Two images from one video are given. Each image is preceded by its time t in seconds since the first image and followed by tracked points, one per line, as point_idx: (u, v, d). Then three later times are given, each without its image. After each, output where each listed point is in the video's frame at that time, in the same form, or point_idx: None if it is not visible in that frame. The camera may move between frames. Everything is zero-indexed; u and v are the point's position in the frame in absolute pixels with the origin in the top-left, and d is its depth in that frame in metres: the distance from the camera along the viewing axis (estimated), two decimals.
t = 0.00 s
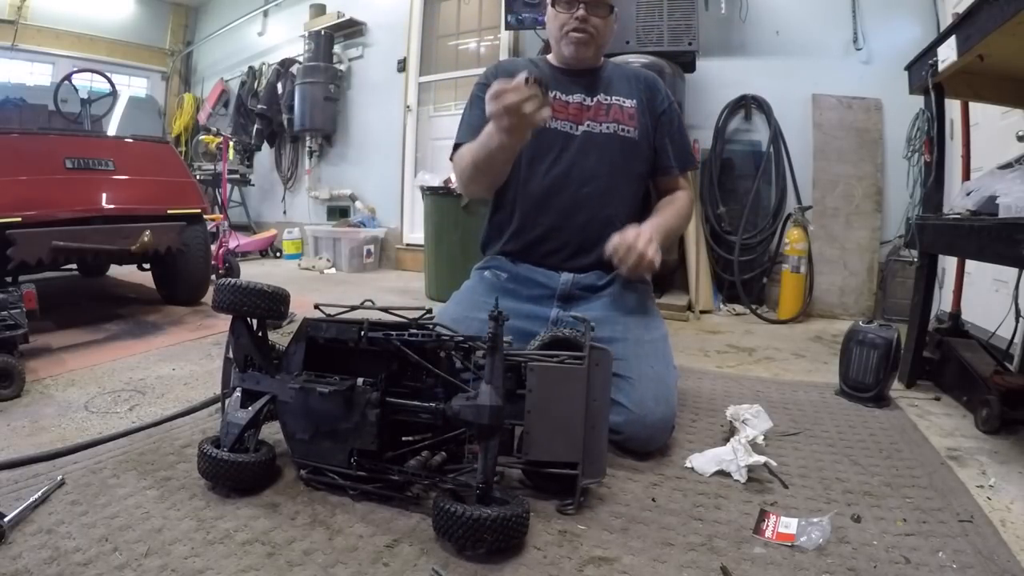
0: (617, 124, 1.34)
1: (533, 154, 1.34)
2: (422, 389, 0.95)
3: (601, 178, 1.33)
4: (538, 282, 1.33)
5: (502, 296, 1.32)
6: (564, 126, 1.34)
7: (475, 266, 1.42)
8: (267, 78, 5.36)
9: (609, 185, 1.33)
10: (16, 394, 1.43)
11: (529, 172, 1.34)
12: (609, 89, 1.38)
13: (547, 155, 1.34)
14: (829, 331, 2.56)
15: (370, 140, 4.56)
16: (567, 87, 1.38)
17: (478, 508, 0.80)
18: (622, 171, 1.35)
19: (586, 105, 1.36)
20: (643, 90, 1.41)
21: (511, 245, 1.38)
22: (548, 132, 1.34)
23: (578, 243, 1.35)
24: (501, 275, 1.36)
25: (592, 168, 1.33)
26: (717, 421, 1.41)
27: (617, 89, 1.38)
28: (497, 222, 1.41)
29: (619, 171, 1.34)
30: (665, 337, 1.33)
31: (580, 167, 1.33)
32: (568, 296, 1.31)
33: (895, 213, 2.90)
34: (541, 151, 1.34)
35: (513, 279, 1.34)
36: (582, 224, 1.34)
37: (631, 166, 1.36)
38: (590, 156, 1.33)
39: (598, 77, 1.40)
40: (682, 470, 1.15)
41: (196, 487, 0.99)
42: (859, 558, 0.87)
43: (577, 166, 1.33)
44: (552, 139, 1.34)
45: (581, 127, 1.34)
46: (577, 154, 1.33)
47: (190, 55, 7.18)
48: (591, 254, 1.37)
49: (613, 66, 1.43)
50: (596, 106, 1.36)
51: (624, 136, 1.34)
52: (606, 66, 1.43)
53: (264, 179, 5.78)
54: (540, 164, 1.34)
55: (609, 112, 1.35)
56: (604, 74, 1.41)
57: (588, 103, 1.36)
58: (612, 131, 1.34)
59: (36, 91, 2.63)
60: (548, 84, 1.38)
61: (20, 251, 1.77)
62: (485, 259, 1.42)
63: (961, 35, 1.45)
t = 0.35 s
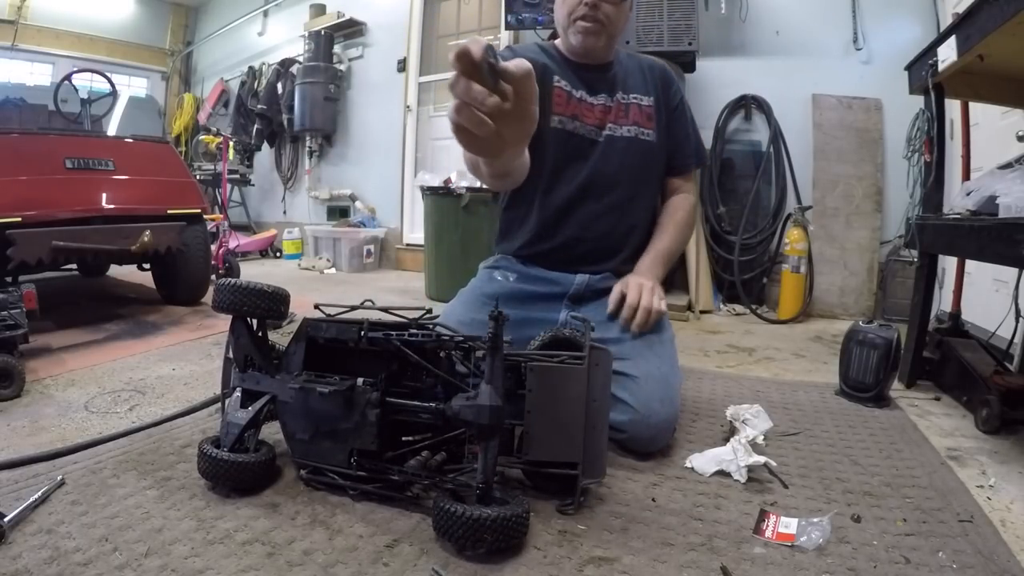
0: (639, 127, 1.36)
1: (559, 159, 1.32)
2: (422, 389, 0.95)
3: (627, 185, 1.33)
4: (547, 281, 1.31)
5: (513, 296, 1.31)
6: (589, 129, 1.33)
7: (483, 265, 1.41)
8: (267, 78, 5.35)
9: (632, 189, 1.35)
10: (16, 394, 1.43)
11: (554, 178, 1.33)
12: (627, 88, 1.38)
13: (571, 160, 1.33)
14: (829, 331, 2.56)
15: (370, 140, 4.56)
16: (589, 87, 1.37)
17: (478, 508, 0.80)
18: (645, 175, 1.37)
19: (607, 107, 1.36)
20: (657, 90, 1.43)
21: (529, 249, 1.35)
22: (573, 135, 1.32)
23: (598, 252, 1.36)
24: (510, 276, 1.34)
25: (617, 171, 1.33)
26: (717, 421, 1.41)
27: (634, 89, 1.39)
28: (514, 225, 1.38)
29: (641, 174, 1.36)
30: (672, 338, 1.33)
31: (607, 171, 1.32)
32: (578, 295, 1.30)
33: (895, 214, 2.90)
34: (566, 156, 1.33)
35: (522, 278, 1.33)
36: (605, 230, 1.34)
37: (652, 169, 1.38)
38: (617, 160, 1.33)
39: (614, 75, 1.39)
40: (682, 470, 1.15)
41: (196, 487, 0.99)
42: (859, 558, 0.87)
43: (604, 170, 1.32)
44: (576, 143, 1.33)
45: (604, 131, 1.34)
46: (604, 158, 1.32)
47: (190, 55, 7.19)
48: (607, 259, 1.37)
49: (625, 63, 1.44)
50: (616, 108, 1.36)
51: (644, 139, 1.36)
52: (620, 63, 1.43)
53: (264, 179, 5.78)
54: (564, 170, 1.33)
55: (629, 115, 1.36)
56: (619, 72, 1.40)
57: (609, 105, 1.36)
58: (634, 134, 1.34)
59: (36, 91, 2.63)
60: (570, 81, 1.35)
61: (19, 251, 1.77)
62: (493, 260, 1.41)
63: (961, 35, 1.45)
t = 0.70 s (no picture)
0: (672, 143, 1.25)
1: (585, 189, 1.24)
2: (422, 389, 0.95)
3: (655, 210, 1.31)
4: (561, 285, 1.33)
5: (527, 300, 1.31)
6: (619, 152, 1.22)
7: (494, 265, 1.45)
8: (267, 78, 5.36)
9: (658, 210, 1.32)
10: (16, 394, 1.43)
11: (579, 207, 1.27)
12: (661, 91, 1.24)
13: (599, 187, 1.25)
14: (829, 331, 2.56)
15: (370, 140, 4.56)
16: (620, 95, 1.21)
17: (478, 507, 0.80)
18: (673, 192, 1.31)
19: (640, 118, 1.23)
20: (693, 85, 1.30)
21: (548, 264, 1.36)
22: (603, 161, 1.21)
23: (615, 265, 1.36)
24: (523, 280, 1.36)
25: (644, 199, 1.28)
26: (717, 421, 1.41)
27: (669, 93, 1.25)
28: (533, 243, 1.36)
29: (668, 192, 1.31)
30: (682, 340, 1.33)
31: (635, 199, 1.27)
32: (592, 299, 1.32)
33: (895, 214, 2.90)
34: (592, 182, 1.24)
35: (535, 282, 1.34)
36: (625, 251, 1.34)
37: (680, 184, 1.32)
38: (646, 185, 1.27)
39: (649, 74, 1.24)
40: (682, 470, 1.15)
41: (196, 487, 0.99)
42: (859, 558, 0.87)
43: (630, 201, 1.27)
44: (605, 168, 1.23)
45: (635, 152, 1.23)
46: (632, 186, 1.25)
47: (190, 55, 7.19)
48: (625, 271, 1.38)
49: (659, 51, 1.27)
50: (649, 119, 1.23)
51: (677, 155, 1.27)
52: (654, 53, 1.26)
53: (264, 179, 5.78)
54: (590, 197, 1.26)
55: (663, 127, 1.24)
56: (654, 69, 1.24)
57: (642, 117, 1.23)
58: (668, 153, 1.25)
59: (36, 91, 2.63)
60: (600, 92, 1.19)
61: (19, 251, 1.77)
62: (505, 262, 1.43)
63: (961, 35, 1.45)
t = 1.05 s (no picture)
0: (677, 147, 1.24)
1: (587, 196, 1.23)
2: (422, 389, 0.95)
3: (657, 215, 1.31)
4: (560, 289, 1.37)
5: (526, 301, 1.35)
6: (623, 158, 1.20)
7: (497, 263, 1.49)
8: (267, 77, 5.36)
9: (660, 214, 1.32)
10: (16, 394, 1.43)
11: (580, 212, 1.26)
12: (667, 94, 1.21)
13: (601, 193, 1.24)
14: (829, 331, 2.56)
15: (370, 140, 4.56)
16: (624, 99, 1.18)
17: (478, 508, 0.80)
18: (676, 195, 1.31)
19: (644, 122, 1.20)
20: (701, 83, 1.26)
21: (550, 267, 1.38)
22: (605, 168, 1.19)
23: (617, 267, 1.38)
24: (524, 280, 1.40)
25: (646, 204, 1.28)
26: (717, 421, 1.41)
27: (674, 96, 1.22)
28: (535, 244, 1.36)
29: (671, 196, 1.30)
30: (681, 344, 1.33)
31: (636, 205, 1.27)
32: (590, 301, 1.35)
33: (895, 213, 2.89)
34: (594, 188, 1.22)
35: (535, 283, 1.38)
36: (627, 253, 1.35)
37: (683, 186, 1.31)
38: (648, 191, 1.26)
39: (656, 75, 1.21)
40: (682, 470, 1.15)
41: (196, 487, 0.99)
42: (859, 558, 0.87)
43: (632, 207, 1.27)
44: (607, 174, 1.21)
45: (639, 158, 1.21)
46: (635, 193, 1.25)
47: (190, 55, 7.19)
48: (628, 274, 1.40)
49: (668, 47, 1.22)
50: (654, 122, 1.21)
51: (681, 159, 1.25)
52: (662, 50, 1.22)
53: (264, 179, 5.78)
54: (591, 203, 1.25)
55: (669, 131, 1.22)
56: (660, 69, 1.21)
57: (647, 120, 1.20)
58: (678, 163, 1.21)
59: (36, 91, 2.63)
60: (603, 96, 1.15)
61: (20, 251, 1.77)
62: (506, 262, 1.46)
63: (961, 35, 1.45)
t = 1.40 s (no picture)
0: (673, 147, 1.24)
1: (581, 194, 1.24)
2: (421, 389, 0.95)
3: (653, 215, 1.31)
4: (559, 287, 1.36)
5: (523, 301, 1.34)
6: (618, 156, 1.21)
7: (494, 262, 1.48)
8: (267, 77, 5.36)
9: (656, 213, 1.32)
10: (16, 394, 1.43)
11: (575, 211, 1.27)
12: (664, 92, 1.22)
13: (595, 192, 1.25)
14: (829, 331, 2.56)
15: (370, 140, 4.56)
16: (622, 96, 1.18)
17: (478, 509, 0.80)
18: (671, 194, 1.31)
19: (641, 120, 1.21)
20: (699, 82, 1.26)
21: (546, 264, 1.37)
22: (599, 166, 1.20)
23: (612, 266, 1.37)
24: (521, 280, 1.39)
25: (642, 203, 1.28)
26: (717, 421, 1.41)
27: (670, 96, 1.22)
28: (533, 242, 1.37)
29: (666, 194, 1.31)
30: (680, 344, 1.33)
31: (633, 205, 1.27)
32: (588, 299, 1.34)
33: (895, 213, 2.89)
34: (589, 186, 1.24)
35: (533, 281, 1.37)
36: (623, 252, 1.35)
37: (679, 185, 1.31)
38: (643, 191, 1.27)
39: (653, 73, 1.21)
40: (682, 470, 1.15)
41: (196, 487, 0.99)
42: (859, 558, 0.87)
43: (627, 206, 1.27)
44: (601, 173, 1.22)
45: (634, 157, 1.22)
46: (629, 193, 1.26)
47: (190, 55, 7.19)
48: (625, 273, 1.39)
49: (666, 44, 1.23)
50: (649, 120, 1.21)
51: (677, 158, 1.26)
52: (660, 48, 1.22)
53: (264, 179, 5.78)
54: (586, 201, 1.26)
55: (666, 130, 1.22)
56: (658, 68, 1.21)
57: (643, 119, 1.21)
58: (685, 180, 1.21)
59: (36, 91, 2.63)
60: (598, 93, 1.16)
61: (20, 251, 1.77)
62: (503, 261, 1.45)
63: (961, 35, 1.45)
